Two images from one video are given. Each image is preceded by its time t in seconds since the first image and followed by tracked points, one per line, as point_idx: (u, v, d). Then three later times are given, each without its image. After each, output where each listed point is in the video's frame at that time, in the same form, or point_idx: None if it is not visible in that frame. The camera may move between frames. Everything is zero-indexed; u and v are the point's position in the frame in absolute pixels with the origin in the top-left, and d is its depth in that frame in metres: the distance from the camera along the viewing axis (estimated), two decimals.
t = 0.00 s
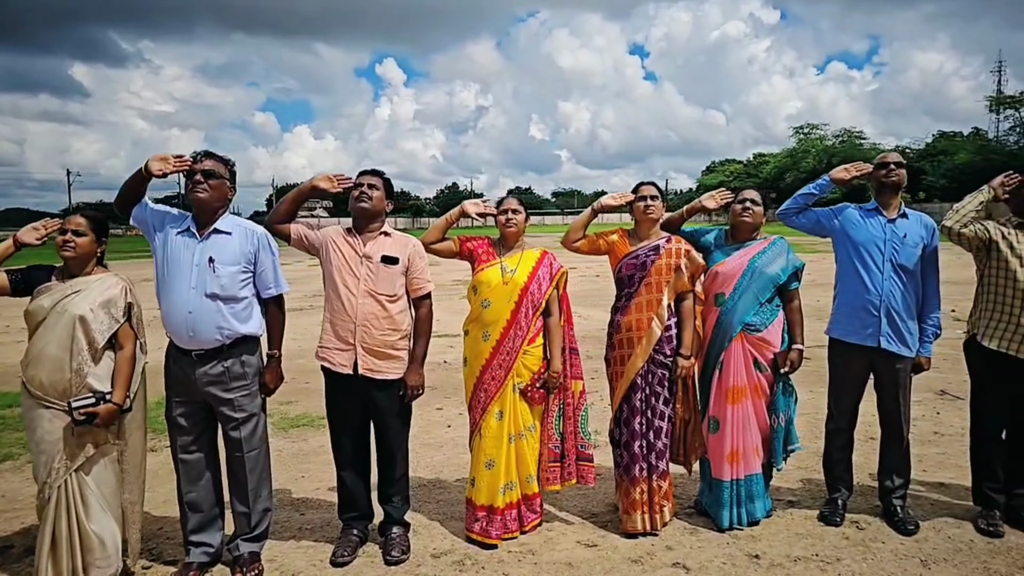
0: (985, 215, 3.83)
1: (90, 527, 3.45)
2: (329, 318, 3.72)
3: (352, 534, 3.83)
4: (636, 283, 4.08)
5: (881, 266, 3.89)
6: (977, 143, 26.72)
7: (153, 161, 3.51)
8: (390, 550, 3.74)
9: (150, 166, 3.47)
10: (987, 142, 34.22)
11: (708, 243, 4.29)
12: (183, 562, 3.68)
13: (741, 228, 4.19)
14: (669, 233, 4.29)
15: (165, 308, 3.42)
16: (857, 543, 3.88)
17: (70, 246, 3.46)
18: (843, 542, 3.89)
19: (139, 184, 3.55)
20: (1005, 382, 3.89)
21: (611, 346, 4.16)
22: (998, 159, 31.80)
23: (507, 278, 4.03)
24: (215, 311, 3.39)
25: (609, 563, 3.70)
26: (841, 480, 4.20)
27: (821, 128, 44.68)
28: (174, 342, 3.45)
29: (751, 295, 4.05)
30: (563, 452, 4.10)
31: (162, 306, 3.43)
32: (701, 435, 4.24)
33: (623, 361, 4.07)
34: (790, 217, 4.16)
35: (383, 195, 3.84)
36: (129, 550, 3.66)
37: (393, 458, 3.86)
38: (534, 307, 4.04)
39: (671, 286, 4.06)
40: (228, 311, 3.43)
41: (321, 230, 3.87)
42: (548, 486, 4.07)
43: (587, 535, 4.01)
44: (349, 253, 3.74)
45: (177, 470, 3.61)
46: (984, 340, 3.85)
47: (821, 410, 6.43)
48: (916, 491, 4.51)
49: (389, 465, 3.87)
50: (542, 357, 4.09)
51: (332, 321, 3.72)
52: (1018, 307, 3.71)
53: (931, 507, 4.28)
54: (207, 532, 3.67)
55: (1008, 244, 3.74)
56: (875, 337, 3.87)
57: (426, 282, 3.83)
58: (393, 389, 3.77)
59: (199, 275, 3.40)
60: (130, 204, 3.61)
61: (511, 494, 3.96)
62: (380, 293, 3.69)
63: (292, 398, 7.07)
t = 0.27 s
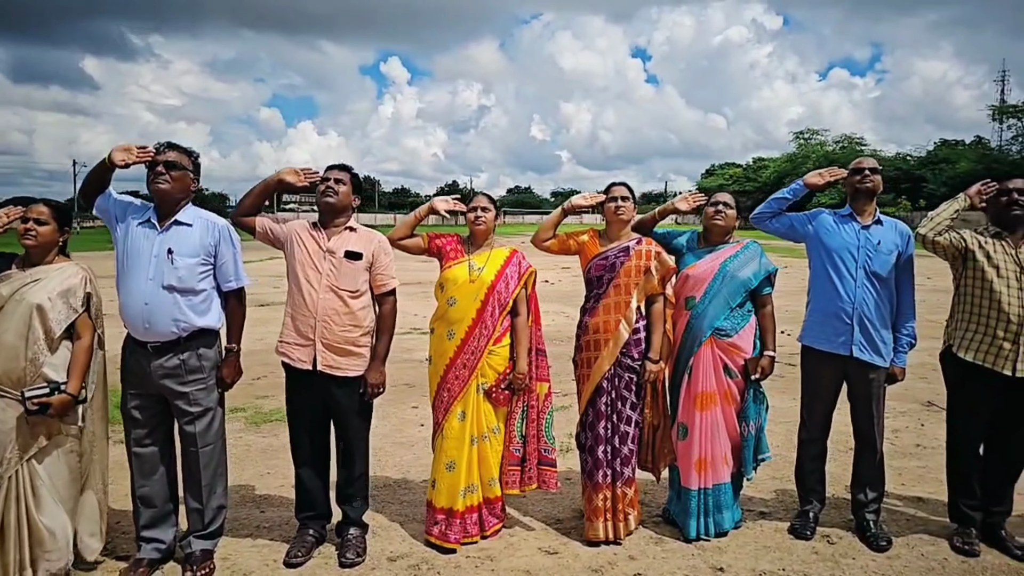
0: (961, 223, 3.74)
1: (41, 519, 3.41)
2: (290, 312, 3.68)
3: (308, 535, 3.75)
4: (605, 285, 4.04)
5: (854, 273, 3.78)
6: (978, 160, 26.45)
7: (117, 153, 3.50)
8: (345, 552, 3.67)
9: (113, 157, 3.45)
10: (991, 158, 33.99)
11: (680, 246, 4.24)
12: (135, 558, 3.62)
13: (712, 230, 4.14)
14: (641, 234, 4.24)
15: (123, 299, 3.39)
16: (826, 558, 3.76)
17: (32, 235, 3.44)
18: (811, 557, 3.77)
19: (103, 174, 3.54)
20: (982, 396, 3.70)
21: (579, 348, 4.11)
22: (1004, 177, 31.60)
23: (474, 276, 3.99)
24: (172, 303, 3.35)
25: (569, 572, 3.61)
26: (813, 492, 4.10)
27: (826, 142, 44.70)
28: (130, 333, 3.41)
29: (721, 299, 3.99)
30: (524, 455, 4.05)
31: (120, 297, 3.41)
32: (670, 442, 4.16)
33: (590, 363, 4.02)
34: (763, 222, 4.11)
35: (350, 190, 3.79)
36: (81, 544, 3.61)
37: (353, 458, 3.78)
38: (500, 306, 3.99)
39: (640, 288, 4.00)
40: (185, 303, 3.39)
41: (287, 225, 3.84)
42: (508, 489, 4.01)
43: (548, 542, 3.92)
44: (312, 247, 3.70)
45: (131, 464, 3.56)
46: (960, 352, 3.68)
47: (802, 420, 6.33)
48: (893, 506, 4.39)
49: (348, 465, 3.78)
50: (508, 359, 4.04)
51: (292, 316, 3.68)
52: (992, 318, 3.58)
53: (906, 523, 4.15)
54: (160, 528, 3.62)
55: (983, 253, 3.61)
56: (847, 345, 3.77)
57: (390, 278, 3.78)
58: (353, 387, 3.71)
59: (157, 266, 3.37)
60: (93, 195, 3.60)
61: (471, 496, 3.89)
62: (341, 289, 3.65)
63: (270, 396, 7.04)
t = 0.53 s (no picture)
0: (936, 213, 3.63)
1: (9, 532, 3.41)
2: (252, 322, 3.66)
3: (279, 543, 3.74)
4: (574, 285, 3.99)
5: (827, 267, 3.69)
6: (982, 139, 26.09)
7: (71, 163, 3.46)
8: (315, 559, 3.65)
9: (68, 167, 3.41)
10: (992, 138, 33.53)
11: (650, 243, 4.19)
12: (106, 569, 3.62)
13: (683, 227, 4.08)
14: (610, 233, 4.22)
15: (81, 311, 3.36)
16: (801, 555, 3.70)
17: None
18: (787, 555, 3.71)
19: (59, 186, 3.50)
20: (957, 388, 3.58)
21: (549, 350, 4.06)
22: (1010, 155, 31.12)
23: (441, 279, 3.94)
24: (129, 314, 3.32)
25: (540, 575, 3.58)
26: (790, 489, 4.05)
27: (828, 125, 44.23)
28: (90, 345, 3.38)
29: (692, 297, 3.93)
30: (493, 459, 4.04)
31: (79, 309, 3.38)
32: (644, 442, 4.11)
33: (560, 364, 3.98)
34: (736, 216, 4.02)
35: (310, 194, 3.73)
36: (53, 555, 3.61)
37: (323, 465, 3.76)
38: (468, 309, 3.94)
39: (610, 288, 3.93)
40: (144, 314, 3.35)
41: (249, 231, 3.79)
42: (478, 493, 4.00)
43: (521, 545, 3.91)
44: (274, 254, 3.66)
45: (98, 476, 3.56)
46: (937, 345, 3.57)
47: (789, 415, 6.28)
48: (874, 501, 4.33)
49: (318, 472, 3.76)
50: (477, 362, 4.00)
51: (255, 325, 3.65)
52: (968, 310, 3.47)
53: (886, 519, 4.09)
54: (130, 539, 3.62)
55: (960, 243, 3.50)
56: (821, 341, 3.68)
57: (354, 284, 3.74)
58: (319, 394, 3.68)
59: (113, 277, 3.34)
60: (50, 207, 3.58)
61: (443, 501, 3.87)
62: (303, 296, 3.61)
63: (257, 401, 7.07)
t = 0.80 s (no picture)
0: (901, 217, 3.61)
1: None
2: (207, 321, 3.56)
3: (234, 551, 3.60)
4: (541, 286, 3.93)
5: (793, 270, 3.66)
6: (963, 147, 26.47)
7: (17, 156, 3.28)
8: (270, 566, 3.54)
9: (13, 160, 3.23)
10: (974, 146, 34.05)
11: (619, 245, 4.16)
12: None
13: (652, 229, 4.04)
14: (579, 234, 4.18)
15: (26, 309, 3.25)
16: (766, 561, 3.66)
17: None
18: (752, 561, 3.67)
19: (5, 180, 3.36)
20: (922, 392, 3.53)
21: (516, 352, 3.99)
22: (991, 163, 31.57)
23: (405, 279, 3.86)
24: (75, 313, 3.21)
25: None
26: (757, 494, 4.00)
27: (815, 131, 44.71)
28: (35, 345, 3.27)
29: (660, 299, 3.88)
30: (458, 463, 3.96)
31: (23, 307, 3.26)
32: (611, 446, 4.05)
33: (525, 367, 3.91)
34: (705, 219, 3.98)
35: (269, 191, 3.63)
36: None
37: (281, 469, 3.65)
38: (432, 309, 3.86)
39: (577, 289, 3.88)
40: (91, 313, 3.24)
41: (207, 228, 3.69)
42: (442, 498, 3.91)
43: (484, 551, 3.83)
44: (230, 252, 3.56)
45: (44, 479, 3.43)
46: (901, 349, 3.55)
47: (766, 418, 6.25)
48: (843, 506, 4.29)
49: (276, 477, 3.64)
50: (442, 363, 3.92)
51: (210, 324, 3.55)
52: (931, 315, 3.45)
53: (854, 524, 4.05)
54: (78, 545, 3.49)
55: (924, 248, 3.48)
56: (786, 345, 3.65)
57: (314, 283, 3.64)
58: (276, 395, 3.58)
59: (59, 275, 3.23)
60: None
61: (404, 506, 3.78)
62: (260, 296, 3.52)
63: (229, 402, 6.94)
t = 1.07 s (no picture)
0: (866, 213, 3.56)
1: None
2: (160, 326, 3.47)
3: (191, 561, 3.50)
4: (506, 286, 3.85)
5: (759, 267, 3.61)
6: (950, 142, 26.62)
7: None
8: None
9: None
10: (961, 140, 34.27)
11: (587, 244, 4.09)
12: None
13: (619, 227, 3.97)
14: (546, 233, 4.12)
15: None
16: (734, 562, 3.61)
17: None
18: (720, 562, 3.61)
19: None
20: (889, 389, 3.48)
21: (482, 353, 3.91)
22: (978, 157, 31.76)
23: (366, 280, 3.78)
24: (18, 320, 3.12)
25: None
26: (728, 494, 3.94)
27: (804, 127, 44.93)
28: None
29: (626, 298, 3.81)
30: (424, 467, 3.88)
31: None
32: (580, 448, 3.99)
33: (491, 369, 3.83)
34: (672, 217, 3.91)
35: (223, 192, 3.54)
36: None
37: (239, 476, 3.55)
38: (395, 311, 3.78)
39: (543, 289, 3.80)
40: (35, 319, 3.15)
41: (160, 231, 3.60)
42: (407, 504, 3.83)
43: (450, 556, 3.76)
44: (183, 255, 3.47)
45: None
46: (867, 346, 3.50)
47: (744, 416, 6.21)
48: (816, 505, 4.25)
49: (235, 484, 3.55)
50: (405, 366, 3.84)
51: (163, 330, 3.46)
52: (896, 311, 3.41)
53: (825, 522, 4.01)
54: (29, 557, 3.40)
55: (889, 244, 3.44)
56: (753, 343, 3.60)
57: (271, 286, 3.54)
58: (233, 401, 3.49)
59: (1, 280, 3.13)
60: None
61: (367, 513, 3.71)
62: (213, 300, 3.43)
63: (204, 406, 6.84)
